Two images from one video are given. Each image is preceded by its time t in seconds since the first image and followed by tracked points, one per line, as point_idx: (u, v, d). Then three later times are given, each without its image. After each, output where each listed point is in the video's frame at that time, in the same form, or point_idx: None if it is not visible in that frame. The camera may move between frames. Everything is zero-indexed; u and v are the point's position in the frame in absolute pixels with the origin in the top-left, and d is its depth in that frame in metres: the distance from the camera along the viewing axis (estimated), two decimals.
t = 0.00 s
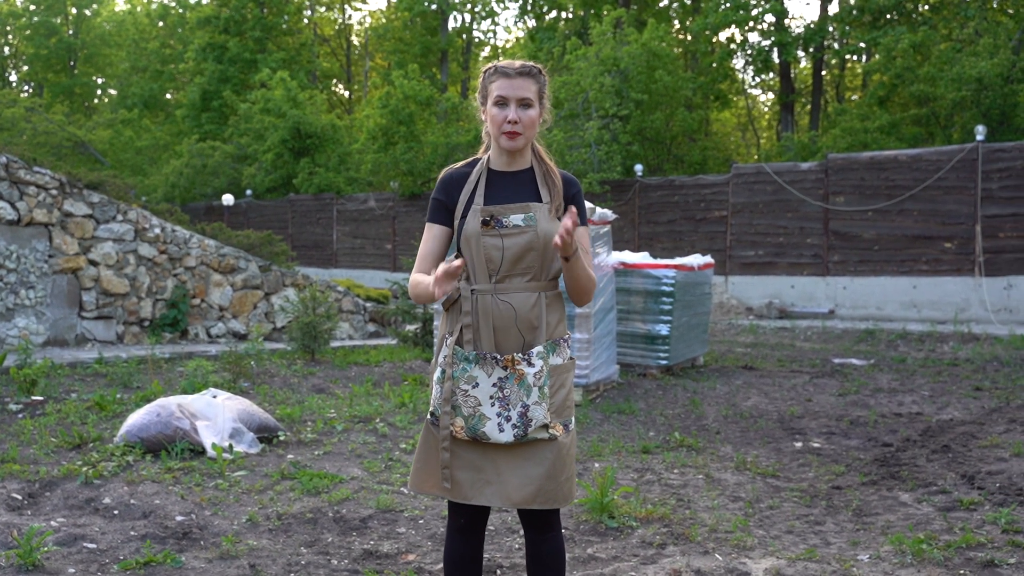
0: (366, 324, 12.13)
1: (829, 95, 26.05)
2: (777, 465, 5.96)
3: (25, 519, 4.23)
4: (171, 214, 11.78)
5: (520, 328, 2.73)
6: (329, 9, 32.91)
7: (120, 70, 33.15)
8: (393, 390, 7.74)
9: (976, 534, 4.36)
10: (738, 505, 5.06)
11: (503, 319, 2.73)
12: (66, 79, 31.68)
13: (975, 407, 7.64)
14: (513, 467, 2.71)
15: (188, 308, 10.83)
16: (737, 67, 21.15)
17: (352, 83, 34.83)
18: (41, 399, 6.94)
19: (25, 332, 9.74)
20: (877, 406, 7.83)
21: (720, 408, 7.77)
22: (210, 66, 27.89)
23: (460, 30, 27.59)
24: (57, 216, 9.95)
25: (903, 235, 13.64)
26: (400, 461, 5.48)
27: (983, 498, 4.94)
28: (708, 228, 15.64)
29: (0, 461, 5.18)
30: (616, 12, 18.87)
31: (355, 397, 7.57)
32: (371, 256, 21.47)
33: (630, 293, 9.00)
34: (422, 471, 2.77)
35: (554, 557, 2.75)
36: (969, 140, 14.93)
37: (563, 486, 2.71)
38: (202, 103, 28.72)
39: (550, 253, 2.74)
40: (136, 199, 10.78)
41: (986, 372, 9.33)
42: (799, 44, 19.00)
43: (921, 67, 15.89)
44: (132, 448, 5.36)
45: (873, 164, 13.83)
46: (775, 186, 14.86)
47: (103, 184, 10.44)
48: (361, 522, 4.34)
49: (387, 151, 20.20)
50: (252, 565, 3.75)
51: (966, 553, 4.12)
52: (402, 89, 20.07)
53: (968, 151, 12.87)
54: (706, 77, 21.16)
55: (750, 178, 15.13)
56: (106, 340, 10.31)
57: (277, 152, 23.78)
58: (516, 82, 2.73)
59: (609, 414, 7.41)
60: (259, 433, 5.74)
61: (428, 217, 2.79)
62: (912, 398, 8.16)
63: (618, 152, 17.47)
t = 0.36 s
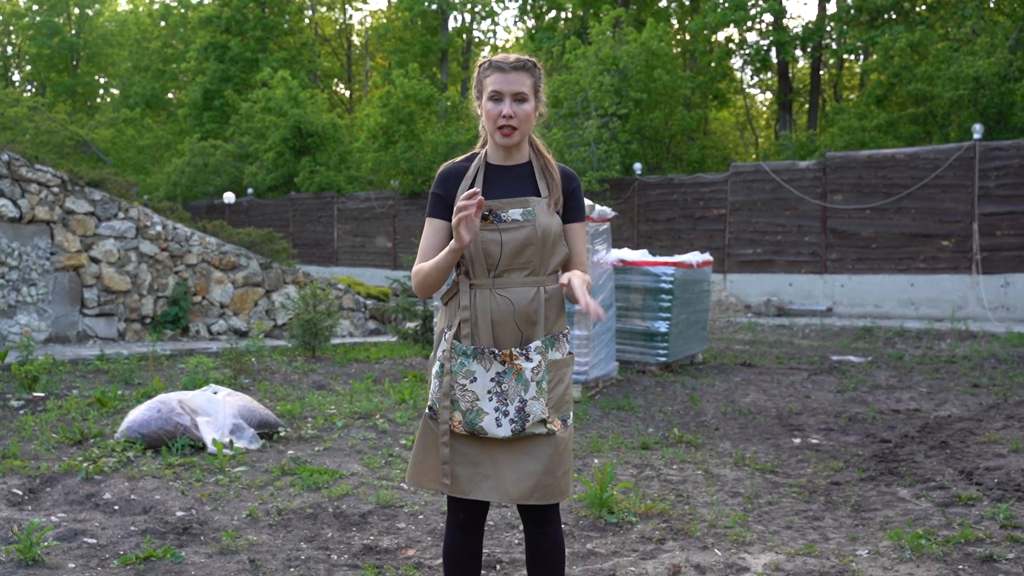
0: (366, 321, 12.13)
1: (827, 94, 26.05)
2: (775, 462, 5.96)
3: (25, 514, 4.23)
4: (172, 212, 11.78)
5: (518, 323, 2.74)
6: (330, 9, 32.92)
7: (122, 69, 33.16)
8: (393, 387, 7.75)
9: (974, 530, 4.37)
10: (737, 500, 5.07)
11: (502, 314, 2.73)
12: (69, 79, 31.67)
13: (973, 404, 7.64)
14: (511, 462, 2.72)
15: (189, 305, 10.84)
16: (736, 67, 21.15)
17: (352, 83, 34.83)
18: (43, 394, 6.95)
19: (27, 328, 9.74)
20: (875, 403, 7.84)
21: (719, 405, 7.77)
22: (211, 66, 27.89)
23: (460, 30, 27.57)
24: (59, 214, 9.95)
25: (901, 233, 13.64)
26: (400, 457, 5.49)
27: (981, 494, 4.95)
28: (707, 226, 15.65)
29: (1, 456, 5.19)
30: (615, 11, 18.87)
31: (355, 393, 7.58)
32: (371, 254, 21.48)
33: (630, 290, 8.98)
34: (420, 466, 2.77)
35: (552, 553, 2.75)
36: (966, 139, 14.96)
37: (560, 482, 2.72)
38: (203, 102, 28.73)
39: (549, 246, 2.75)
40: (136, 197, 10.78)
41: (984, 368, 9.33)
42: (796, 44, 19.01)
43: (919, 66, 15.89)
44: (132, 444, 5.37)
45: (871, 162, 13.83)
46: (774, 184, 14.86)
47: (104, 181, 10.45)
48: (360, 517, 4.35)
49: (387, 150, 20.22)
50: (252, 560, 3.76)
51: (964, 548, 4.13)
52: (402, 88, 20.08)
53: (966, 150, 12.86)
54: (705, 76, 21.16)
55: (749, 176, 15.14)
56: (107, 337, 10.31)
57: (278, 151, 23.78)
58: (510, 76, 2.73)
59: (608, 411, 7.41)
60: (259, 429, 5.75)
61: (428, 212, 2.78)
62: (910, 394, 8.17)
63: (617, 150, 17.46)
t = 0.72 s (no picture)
0: (366, 320, 12.13)
1: (826, 94, 26.05)
2: (775, 460, 5.96)
3: (24, 513, 4.23)
4: (172, 212, 11.77)
5: (519, 321, 2.72)
6: (330, 9, 32.89)
7: (124, 69, 33.15)
8: (392, 386, 7.75)
9: (974, 529, 4.36)
10: (737, 499, 5.06)
11: (503, 312, 2.72)
12: (70, 79, 31.69)
13: (972, 402, 7.64)
14: (513, 462, 2.71)
15: (189, 304, 10.83)
16: (735, 67, 21.12)
17: (353, 83, 34.80)
18: (43, 393, 6.95)
19: (27, 328, 9.74)
20: (874, 402, 7.84)
21: (718, 404, 7.77)
22: (211, 66, 27.87)
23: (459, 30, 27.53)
24: (59, 213, 9.95)
25: (900, 232, 13.64)
26: (399, 456, 5.49)
27: (981, 493, 4.95)
28: (706, 225, 15.64)
29: (1, 455, 5.18)
30: (614, 11, 18.86)
31: (354, 392, 7.57)
32: (371, 254, 21.46)
33: (629, 289, 8.99)
34: (423, 466, 2.78)
35: (554, 551, 2.75)
36: (965, 138, 14.96)
37: (563, 480, 2.71)
38: (204, 102, 28.72)
39: (549, 243, 2.74)
40: (137, 197, 10.77)
41: (983, 368, 9.33)
42: (795, 43, 18.99)
43: (917, 65, 15.89)
44: (132, 443, 5.36)
45: (870, 161, 13.82)
46: (773, 183, 14.85)
47: (104, 180, 10.45)
48: (359, 516, 4.34)
49: (387, 150, 20.24)
50: (251, 559, 3.76)
51: (964, 547, 4.13)
52: (402, 88, 20.09)
53: (965, 149, 12.85)
54: (704, 76, 21.14)
55: (748, 176, 15.13)
56: (107, 336, 10.30)
57: (278, 150, 23.78)
58: (513, 73, 2.73)
59: (607, 410, 7.41)
60: (258, 428, 5.75)
61: (427, 215, 2.82)
62: (909, 393, 8.17)
63: (617, 150, 17.45)
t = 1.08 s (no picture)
0: (367, 321, 12.11)
1: (828, 94, 26.02)
2: (778, 462, 5.94)
3: (23, 515, 4.21)
4: (173, 212, 11.77)
5: (519, 323, 2.71)
6: (332, 10, 32.90)
7: (126, 70, 33.20)
8: (393, 387, 7.73)
9: (979, 532, 4.34)
10: (740, 502, 5.04)
11: (503, 314, 2.71)
12: (73, 79, 31.75)
13: (976, 404, 7.61)
14: (512, 465, 2.69)
15: (190, 305, 10.81)
16: (737, 67, 21.09)
17: (355, 83, 34.79)
18: (44, 395, 6.93)
19: (29, 329, 9.73)
20: (878, 403, 7.81)
21: (720, 405, 7.74)
22: (214, 66, 27.87)
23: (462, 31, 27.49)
24: (61, 214, 9.94)
25: (903, 232, 13.61)
26: (400, 458, 5.47)
27: (985, 495, 4.92)
28: (708, 226, 15.62)
29: (1, 457, 5.17)
30: (616, 11, 18.85)
31: (355, 394, 7.55)
32: (373, 254, 21.41)
33: (631, 291, 8.97)
34: (421, 469, 2.75)
35: (554, 555, 2.73)
36: (968, 138, 14.92)
37: (563, 483, 2.69)
38: (206, 103, 28.74)
39: (550, 245, 2.72)
40: (138, 197, 10.76)
41: (986, 369, 9.29)
42: (798, 43, 18.96)
43: (920, 66, 15.85)
44: (132, 444, 5.34)
45: (873, 161, 13.79)
46: (775, 184, 14.82)
47: (106, 181, 10.44)
48: (360, 519, 4.32)
49: (388, 150, 20.25)
50: (250, 562, 3.74)
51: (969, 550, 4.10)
52: (404, 89, 20.13)
53: (968, 149, 12.82)
54: (706, 76, 21.11)
55: (750, 176, 15.10)
56: (108, 337, 10.28)
57: (280, 151, 23.77)
58: (523, 73, 2.72)
59: (609, 411, 7.39)
60: (258, 430, 5.73)
61: (425, 212, 2.77)
62: (912, 395, 8.13)
63: (618, 151, 17.43)
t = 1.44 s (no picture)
0: (373, 321, 12.11)
1: (835, 94, 25.95)
2: (784, 463, 5.91)
3: (26, 515, 4.20)
4: (179, 212, 11.77)
5: (522, 323, 2.69)
6: (338, 9, 32.91)
7: (132, 71, 33.26)
8: (398, 387, 7.70)
9: (987, 534, 4.31)
10: (746, 503, 5.01)
11: (506, 315, 2.68)
12: (80, 80, 31.87)
13: (984, 405, 7.56)
14: (516, 467, 2.66)
15: (195, 305, 10.81)
16: (743, 66, 21.03)
17: (360, 83, 34.79)
18: (48, 395, 6.92)
19: (34, 328, 9.73)
20: (885, 404, 7.77)
21: (726, 406, 7.70)
22: (219, 66, 27.90)
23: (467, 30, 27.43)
24: (66, 214, 9.94)
25: (909, 232, 13.55)
26: (405, 459, 5.45)
27: (994, 497, 4.87)
28: (714, 225, 15.57)
29: (5, 457, 5.16)
30: (621, 11, 18.82)
31: (360, 394, 7.53)
32: (378, 254, 21.38)
33: (636, 291, 8.94)
34: (424, 471, 2.73)
35: (558, 559, 2.70)
36: (975, 138, 14.84)
37: (568, 486, 2.66)
38: (212, 103, 28.76)
39: (554, 243, 2.70)
40: (144, 197, 10.76)
41: (994, 369, 9.23)
42: (804, 43, 18.91)
43: (927, 65, 15.78)
44: (136, 445, 5.33)
45: (880, 161, 13.73)
46: (781, 184, 14.77)
47: (111, 181, 10.43)
48: (364, 520, 4.30)
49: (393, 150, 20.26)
50: (253, 564, 3.71)
51: (977, 553, 4.07)
52: (409, 89, 20.41)
53: (975, 149, 12.75)
54: (712, 76, 21.05)
55: (756, 176, 15.05)
56: (113, 337, 10.28)
57: (285, 151, 23.79)
58: (524, 70, 2.69)
59: (614, 411, 7.37)
60: (263, 430, 5.72)
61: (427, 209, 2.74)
62: (919, 396, 8.08)
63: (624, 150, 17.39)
